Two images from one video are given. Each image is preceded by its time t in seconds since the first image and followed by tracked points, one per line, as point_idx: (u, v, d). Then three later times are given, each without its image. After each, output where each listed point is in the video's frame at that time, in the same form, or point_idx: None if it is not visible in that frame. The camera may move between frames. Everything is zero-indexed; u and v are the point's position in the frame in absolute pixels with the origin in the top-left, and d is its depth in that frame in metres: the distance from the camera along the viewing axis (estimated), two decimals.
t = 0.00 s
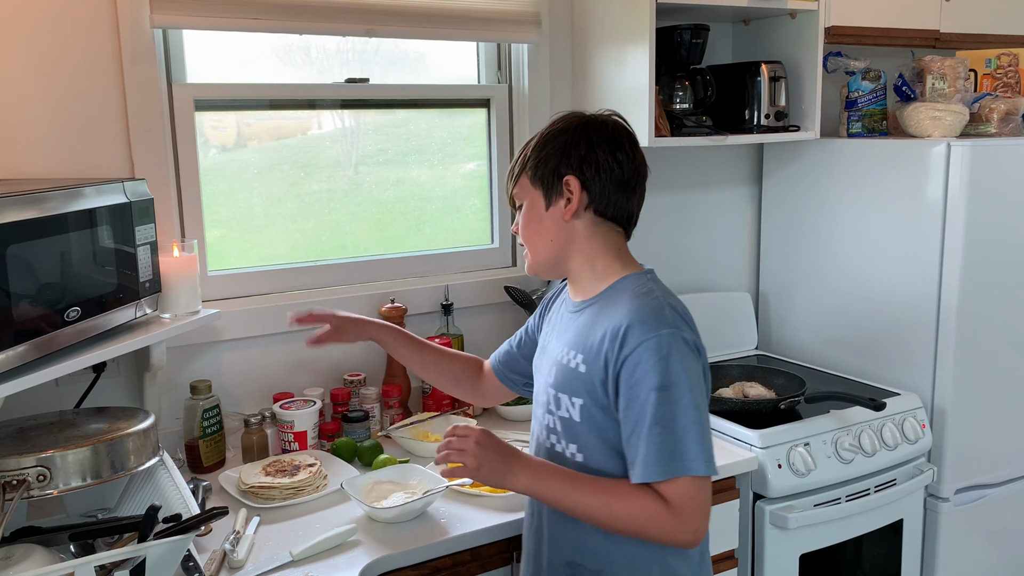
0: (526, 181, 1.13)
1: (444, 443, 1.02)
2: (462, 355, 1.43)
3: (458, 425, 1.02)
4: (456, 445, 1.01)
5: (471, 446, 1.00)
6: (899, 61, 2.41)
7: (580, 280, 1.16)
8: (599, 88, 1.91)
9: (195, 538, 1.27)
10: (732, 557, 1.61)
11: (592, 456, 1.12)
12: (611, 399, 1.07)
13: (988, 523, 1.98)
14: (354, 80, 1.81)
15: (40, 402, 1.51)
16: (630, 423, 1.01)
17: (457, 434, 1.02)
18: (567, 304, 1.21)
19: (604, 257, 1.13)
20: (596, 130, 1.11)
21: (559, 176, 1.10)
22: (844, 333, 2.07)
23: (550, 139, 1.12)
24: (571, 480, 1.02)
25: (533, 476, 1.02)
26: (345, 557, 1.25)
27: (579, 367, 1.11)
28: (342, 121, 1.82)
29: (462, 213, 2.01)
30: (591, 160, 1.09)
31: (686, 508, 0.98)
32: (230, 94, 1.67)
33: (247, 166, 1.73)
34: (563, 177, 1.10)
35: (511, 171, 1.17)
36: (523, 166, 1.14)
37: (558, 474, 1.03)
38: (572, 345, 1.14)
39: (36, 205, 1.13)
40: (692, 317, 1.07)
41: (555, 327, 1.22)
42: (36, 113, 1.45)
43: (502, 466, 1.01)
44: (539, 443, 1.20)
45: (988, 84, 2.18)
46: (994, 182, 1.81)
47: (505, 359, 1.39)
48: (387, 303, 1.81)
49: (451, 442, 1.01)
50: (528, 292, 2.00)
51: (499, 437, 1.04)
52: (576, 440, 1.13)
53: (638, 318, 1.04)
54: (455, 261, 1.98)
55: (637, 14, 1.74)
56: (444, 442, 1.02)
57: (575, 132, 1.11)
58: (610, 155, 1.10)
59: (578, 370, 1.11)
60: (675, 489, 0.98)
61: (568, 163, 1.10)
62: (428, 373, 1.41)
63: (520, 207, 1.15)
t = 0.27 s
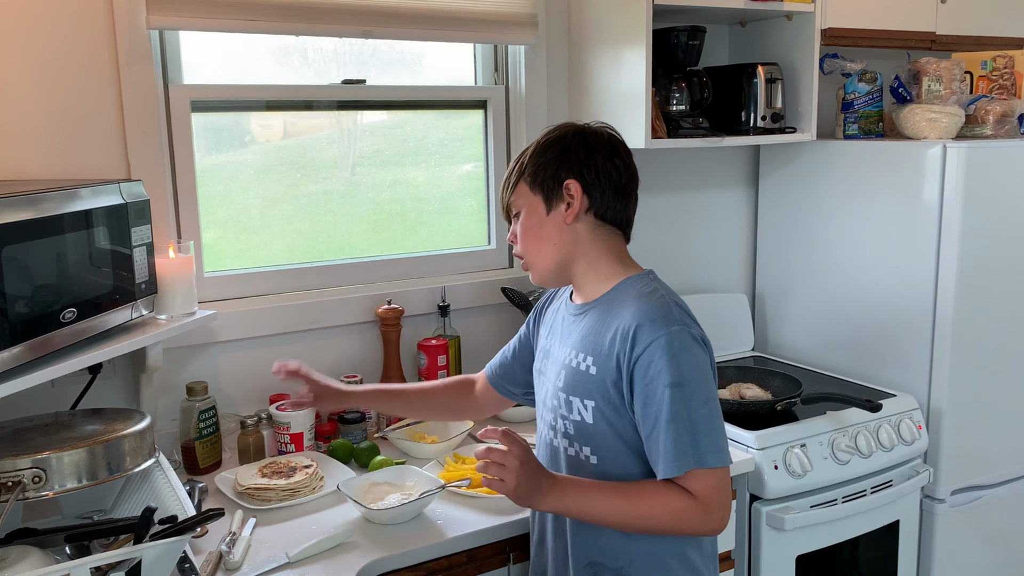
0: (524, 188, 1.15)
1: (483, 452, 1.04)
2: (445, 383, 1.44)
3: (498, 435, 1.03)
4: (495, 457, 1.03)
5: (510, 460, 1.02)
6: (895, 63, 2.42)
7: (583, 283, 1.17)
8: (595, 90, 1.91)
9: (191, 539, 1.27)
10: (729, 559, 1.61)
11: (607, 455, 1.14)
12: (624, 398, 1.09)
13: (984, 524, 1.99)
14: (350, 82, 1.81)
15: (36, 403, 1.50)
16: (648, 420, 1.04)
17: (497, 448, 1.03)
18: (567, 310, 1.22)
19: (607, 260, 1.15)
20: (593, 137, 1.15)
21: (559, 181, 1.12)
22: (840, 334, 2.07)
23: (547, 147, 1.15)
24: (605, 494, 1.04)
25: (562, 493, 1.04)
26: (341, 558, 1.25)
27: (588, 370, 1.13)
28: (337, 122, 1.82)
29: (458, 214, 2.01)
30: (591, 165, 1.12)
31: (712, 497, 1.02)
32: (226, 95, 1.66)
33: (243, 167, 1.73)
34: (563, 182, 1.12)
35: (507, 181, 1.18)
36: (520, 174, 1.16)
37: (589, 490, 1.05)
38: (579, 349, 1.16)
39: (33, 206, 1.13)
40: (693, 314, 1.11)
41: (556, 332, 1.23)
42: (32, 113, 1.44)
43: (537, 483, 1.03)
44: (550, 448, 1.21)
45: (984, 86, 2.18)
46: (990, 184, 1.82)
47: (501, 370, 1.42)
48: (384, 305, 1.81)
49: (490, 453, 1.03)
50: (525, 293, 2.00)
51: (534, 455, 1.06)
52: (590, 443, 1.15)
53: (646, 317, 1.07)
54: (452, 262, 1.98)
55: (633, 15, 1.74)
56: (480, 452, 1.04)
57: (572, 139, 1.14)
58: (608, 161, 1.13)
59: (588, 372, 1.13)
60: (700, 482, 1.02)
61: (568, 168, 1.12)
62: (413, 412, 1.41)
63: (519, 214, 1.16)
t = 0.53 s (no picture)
0: (536, 178, 1.14)
1: (486, 450, 1.04)
2: (444, 402, 1.44)
3: (499, 432, 1.03)
4: (497, 454, 1.03)
5: (512, 457, 1.02)
6: (894, 63, 2.42)
7: (583, 280, 1.17)
8: (594, 90, 1.91)
9: (190, 540, 1.27)
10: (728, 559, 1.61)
11: (608, 455, 1.14)
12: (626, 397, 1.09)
13: (983, 524, 1.99)
14: (350, 82, 1.81)
15: (35, 403, 1.50)
16: (651, 418, 1.05)
17: (500, 445, 1.03)
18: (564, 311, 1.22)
19: (611, 259, 1.17)
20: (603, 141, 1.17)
21: (575, 176, 1.13)
22: (839, 334, 2.07)
23: (560, 140, 1.15)
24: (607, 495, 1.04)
25: (564, 493, 1.04)
26: (340, 559, 1.25)
27: (590, 369, 1.13)
28: (337, 123, 1.82)
29: (458, 214, 2.01)
30: (604, 166, 1.15)
31: (713, 494, 1.03)
32: (225, 95, 1.66)
33: (242, 168, 1.73)
34: (578, 177, 1.13)
35: (514, 169, 1.17)
36: (531, 163, 1.15)
37: (590, 490, 1.05)
38: (579, 349, 1.16)
39: (32, 206, 1.13)
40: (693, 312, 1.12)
41: (553, 334, 1.23)
42: (32, 114, 1.44)
43: (540, 479, 1.03)
44: (549, 449, 1.21)
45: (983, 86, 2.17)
46: (989, 184, 1.82)
47: (499, 381, 1.43)
48: (384, 305, 1.81)
49: (493, 451, 1.03)
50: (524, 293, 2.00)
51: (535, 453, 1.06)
52: (591, 444, 1.15)
53: (648, 315, 1.07)
54: (451, 262, 1.98)
55: (633, 16, 1.74)
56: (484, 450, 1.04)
57: (587, 138, 1.16)
58: (618, 165, 1.16)
59: (590, 372, 1.13)
60: (701, 479, 1.03)
61: (584, 164, 1.14)
62: (416, 439, 1.41)
63: (525, 204, 1.15)
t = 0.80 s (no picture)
0: (597, 176, 1.14)
1: (490, 453, 1.03)
2: (444, 410, 1.44)
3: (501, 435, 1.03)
4: (501, 456, 1.02)
5: (517, 457, 1.02)
6: (896, 62, 2.42)
7: (597, 281, 1.17)
8: (596, 90, 1.91)
9: (193, 539, 1.27)
10: (732, 558, 1.61)
11: (613, 451, 1.13)
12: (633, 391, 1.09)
13: (986, 523, 1.98)
14: (352, 82, 1.81)
15: (38, 403, 1.50)
16: (660, 411, 1.05)
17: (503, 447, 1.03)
18: (564, 309, 1.22)
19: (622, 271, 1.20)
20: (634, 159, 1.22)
21: (626, 190, 1.16)
22: (842, 334, 2.07)
23: (620, 147, 1.17)
24: (614, 490, 1.05)
25: (572, 490, 1.04)
26: (343, 558, 1.25)
27: (596, 366, 1.13)
28: (339, 123, 1.82)
29: (459, 214, 2.01)
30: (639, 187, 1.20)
31: (719, 487, 1.03)
32: (227, 95, 1.66)
33: (245, 167, 1.73)
34: (626, 191, 1.17)
35: (579, 154, 1.13)
36: (593, 158, 1.14)
37: (597, 486, 1.05)
38: (583, 346, 1.16)
39: (34, 206, 1.13)
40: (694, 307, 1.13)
41: (553, 332, 1.22)
42: (35, 115, 1.45)
43: (546, 476, 1.04)
44: (552, 447, 1.20)
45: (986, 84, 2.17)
46: (992, 182, 1.81)
47: (497, 389, 1.42)
48: (386, 304, 1.82)
49: (497, 453, 1.03)
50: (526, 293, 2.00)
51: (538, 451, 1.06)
52: (597, 440, 1.14)
53: (656, 309, 1.08)
54: (454, 262, 1.98)
55: (634, 15, 1.74)
56: (487, 454, 1.03)
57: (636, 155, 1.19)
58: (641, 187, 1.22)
59: (596, 367, 1.13)
60: (708, 471, 1.03)
61: (631, 179, 1.18)
62: (422, 447, 1.42)
63: (580, 196, 1.13)
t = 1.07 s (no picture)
0: (616, 180, 1.12)
1: (500, 455, 1.04)
2: (446, 410, 1.44)
3: (511, 437, 1.04)
4: (510, 458, 1.03)
5: (526, 459, 1.03)
6: (900, 60, 2.41)
7: (604, 282, 1.17)
8: (600, 88, 1.91)
9: (197, 538, 1.27)
10: (735, 557, 1.61)
11: (618, 449, 1.13)
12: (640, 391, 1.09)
13: (990, 523, 1.98)
14: (356, 81, 1.82)
15: (43, 402, 1.51)
16: (668, 411, 1.05)
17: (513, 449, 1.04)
18: (568, 307, 1.21)
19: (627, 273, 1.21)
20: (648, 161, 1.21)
21: (641, 195, 1.16)
22: (846, 333, 2.06)
23: (640, 150, 1.15)
24: (623, 491, 1.04)
25: (581, 491, 1.04)
26: (347, 557, 1.25)
27: (602, 365, 1.13)
28: (342, 122, 1.82)
29: (463, 213, 2.01)
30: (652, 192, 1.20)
31: (724, 488, 1.04)
32: (231, 95, 1.67)
33: (249, 166, 1.73)
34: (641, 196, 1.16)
35: (603, 157, 1.12)
36: (617, 161, 1.12)
37: (605, 487, 1.05)
38: (589, 345, 1.15)
39: (39, 206, 1.13)
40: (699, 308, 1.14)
41: (557, 330, 1.22)
42: (39, 114, 1.45)
43: (556, 478, 1.03)
44: (555, 445, 1.20)
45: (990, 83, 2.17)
46: (997, 181, 1.81)
47: (498, 387, 1.42)
48: (389, 303, 1.82)
49: (507, 455, 1.04)
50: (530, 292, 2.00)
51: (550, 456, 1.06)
52: (601, 439, 1.14)
53: (665, 309, 1.08)
54: (457, 261, 1.98)
55: (638, 13, 1.74)
56: (497, 457, 1.04)
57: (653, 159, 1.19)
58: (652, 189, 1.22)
59: (602, 366, 1.13)
60: (713, 472, 1.04)
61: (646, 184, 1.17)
62: (426, 446, 1.42)
63: (597, 199, 1.12)
